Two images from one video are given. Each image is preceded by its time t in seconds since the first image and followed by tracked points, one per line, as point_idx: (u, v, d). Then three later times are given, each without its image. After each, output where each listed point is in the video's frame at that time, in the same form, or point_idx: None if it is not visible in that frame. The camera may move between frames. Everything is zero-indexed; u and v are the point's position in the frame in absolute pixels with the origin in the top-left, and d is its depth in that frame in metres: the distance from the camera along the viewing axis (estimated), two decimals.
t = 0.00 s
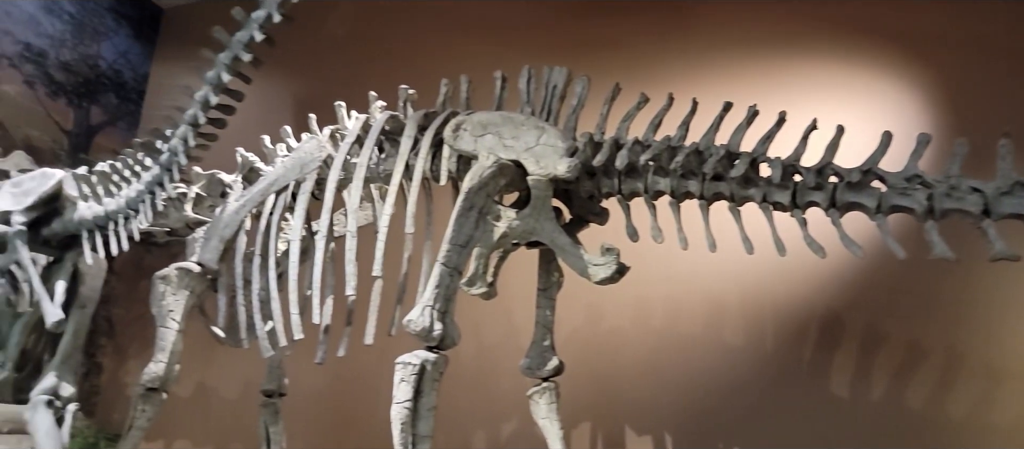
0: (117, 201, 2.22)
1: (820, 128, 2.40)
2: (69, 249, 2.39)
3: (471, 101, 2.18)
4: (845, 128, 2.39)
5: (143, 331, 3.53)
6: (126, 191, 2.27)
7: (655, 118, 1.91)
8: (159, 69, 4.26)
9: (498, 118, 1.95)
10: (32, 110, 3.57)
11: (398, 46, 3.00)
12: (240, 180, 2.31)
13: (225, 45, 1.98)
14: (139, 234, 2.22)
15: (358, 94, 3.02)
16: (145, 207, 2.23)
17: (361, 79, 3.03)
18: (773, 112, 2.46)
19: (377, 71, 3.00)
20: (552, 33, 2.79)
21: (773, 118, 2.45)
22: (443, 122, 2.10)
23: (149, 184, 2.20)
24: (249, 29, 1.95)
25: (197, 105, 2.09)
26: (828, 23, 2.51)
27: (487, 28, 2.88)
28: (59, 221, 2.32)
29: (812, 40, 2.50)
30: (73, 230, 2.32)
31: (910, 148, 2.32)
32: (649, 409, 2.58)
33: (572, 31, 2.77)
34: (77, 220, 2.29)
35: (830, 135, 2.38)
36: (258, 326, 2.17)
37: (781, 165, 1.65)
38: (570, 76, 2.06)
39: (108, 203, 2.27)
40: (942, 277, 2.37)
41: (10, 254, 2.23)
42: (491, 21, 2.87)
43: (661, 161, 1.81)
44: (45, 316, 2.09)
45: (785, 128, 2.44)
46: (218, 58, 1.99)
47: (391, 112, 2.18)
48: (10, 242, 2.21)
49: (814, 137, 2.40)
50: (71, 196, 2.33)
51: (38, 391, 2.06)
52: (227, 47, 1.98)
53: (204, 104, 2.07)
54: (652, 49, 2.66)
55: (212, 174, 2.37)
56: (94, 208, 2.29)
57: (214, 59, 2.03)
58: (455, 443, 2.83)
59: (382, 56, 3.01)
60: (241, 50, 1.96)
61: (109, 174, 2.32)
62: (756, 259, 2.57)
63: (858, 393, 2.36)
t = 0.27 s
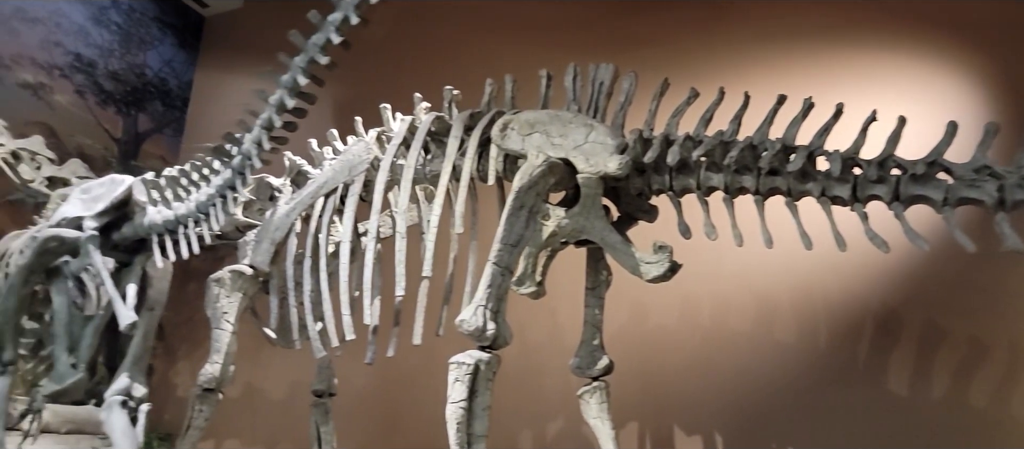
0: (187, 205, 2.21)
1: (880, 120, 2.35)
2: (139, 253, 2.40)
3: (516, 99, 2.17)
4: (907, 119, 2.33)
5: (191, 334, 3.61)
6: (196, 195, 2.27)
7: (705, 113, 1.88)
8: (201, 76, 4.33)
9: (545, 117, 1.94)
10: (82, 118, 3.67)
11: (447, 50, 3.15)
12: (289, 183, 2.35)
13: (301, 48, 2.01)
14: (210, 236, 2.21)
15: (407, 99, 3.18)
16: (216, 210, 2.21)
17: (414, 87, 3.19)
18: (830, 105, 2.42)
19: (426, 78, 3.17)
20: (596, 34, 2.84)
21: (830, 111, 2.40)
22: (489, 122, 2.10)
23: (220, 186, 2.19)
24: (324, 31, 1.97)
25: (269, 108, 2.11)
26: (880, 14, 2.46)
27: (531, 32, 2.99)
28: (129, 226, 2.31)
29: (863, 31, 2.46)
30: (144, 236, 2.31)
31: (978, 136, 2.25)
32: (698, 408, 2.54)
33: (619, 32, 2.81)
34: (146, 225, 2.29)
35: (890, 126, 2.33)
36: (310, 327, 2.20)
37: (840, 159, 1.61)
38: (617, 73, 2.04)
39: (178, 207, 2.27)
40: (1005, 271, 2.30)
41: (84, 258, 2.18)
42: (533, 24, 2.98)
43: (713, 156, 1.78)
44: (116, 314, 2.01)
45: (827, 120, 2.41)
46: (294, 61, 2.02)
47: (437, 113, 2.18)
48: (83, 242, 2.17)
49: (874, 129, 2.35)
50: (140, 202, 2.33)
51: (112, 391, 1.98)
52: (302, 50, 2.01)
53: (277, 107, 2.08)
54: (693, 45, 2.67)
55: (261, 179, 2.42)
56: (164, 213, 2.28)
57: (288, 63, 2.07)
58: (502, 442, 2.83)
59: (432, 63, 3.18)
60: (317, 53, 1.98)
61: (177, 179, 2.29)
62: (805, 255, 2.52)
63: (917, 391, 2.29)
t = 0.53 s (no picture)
0: (253, 208, 2.23)
1: (945, 111, 2.38)
2: (202, 256, 2.42)
3: (562, 98, 2.15)
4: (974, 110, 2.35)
5: (238, 335, 3.67)
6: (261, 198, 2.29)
7: (758, 107, 1.84)
8: (242, 82, 4.40)
9: (594, 114, 1.91)
10: (128, 123, 3.74)
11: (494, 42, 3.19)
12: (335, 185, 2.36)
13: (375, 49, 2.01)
14: (275, 240, 2.23)
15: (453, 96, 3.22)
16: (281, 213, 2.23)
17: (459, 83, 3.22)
18: (893, 95, 2.45)
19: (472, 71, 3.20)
20: (641, 30, 2.88)
21: (892, 103, 2.43)
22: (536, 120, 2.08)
23: (288, 189, 2.23)
24: (399, 32, 1.96)
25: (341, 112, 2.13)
26: (936, 9, 2.48)
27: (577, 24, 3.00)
28: (194, 230, 2.34)
29: (919, 26, 2.49)
30: (209, 239, 2.33)
31: None
32: (749, 408, 2.50)
33: (670, 29, 2.85)
34: (210, 229, 2.30)
35: (955, 118, 2.36)
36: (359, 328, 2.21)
37: (905, 151, 1.57)
38: (665, 67, 2.01)
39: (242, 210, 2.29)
40: None
41: (151, 262, 2.15)
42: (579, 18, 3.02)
43: (770, 151, 1.75)
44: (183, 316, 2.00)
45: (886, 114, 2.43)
46: (368, 64, 2.03)
47: (482, 112, 2.17)
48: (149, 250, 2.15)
49: (938, 121, 2.38)
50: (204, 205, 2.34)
51: (179, 394, 1.98)
52: (376, 52, 2.01)
53: (350, 110, 2.10)
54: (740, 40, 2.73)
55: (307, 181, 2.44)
56: (227, 216, 2.29)
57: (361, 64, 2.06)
58: (548, 442, 2.82)
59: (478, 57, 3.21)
60: (393, 54, 1.98)
61: (243, 182, 2.34)
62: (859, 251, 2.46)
63: (981, 390, 2.22)
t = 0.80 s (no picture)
0: (315, 213, 2.31)
1: (1014, 99, 2.33)
2: (261, 261, 2.46)
3: (607, 96, 2.12)
4: None
5: (283, 338, 3.72)
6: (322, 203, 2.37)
7: (813, 101, 1.80)
8: (282, 88, 4.46)
9: (642, 112, 1.88)
10: (173, 131, 3.82)
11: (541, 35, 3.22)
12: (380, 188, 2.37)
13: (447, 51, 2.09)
14: (339, 243, 2.30)
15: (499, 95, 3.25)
16: (344, 217, 2.31)
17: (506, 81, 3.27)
18: (958, 84, 2.41)
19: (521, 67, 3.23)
20: (688, 25, 2.90)
21: (958, 92, 2.40)
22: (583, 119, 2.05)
23: (351, 194, 2.31)
24: (472, 34, 2.05)
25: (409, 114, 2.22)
26: None
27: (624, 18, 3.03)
28: (256, 234, 2.40)
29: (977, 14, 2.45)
30: (271, 244, 2.39)
31: None
32: (802, 410, 2.45)
33: (719, 24, 2.85)
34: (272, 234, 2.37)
35: None
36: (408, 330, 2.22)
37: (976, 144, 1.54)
38: (714, 63, 1.97)
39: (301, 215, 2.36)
40: None
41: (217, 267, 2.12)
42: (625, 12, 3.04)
43: (828, 145, 1.71)
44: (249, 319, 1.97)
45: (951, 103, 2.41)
46: (439, 65, 2.12)
47: (527, 112, 2.15)
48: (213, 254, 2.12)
49: (1008, 108, 2.34)
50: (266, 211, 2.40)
51: (245, 396, 1.87)
52: (448, 53, 2.10)
53: (419, 111, 2.19)
54: (788, 33, 2.72)
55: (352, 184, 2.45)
56: (289, 221, 2.36)
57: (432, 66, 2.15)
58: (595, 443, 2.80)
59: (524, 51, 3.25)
60: (465, 54, 2.06)
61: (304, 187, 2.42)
62: (915, 247, 2.40)
63: None
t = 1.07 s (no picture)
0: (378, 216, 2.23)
1: None
2: (321, 265, 2.36)
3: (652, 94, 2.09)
4: None
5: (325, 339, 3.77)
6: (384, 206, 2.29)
7: (868, 95, 1.75)
8: (320, 93, 4.51)
9: (691, 110, 1.86)
10: (215, 137, 3.89)
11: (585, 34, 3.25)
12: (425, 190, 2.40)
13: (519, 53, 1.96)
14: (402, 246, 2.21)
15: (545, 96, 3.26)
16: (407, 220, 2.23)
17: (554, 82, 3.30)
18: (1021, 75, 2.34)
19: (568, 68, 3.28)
20: (734, 22, 2.88)
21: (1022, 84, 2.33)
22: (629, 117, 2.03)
23: (413, 197, 2.23)
24: (546, 35, 1.90)
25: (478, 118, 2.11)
26: None
27: (666, 15, 3.04)
28: (316, 238, 2.31)
29: None
30: (332, 248, 2.30)
31: None
32: (854, 410, 2.40)
33: (766, 20, 2.82)
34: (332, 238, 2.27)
35: None
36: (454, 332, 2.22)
37: None
38: (763, 58, 1.94)
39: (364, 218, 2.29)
40: None
41: (275, 270, 2.03)
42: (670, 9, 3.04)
43: (885, 140, 1.68)
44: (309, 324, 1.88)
45: (1017, 94, 2.33)
46: (511, 67, 1.99)
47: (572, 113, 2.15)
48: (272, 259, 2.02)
49: None
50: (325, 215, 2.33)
51: (307, 398, 1.90)
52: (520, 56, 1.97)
53: (489, 115, 2.08)
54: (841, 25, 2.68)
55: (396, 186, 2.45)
56: (350, 224, 2.27)
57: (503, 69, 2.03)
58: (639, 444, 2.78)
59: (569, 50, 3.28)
60: (538, 58, 1.92)
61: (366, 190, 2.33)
62: (972, 244, 2.33)
63: None
